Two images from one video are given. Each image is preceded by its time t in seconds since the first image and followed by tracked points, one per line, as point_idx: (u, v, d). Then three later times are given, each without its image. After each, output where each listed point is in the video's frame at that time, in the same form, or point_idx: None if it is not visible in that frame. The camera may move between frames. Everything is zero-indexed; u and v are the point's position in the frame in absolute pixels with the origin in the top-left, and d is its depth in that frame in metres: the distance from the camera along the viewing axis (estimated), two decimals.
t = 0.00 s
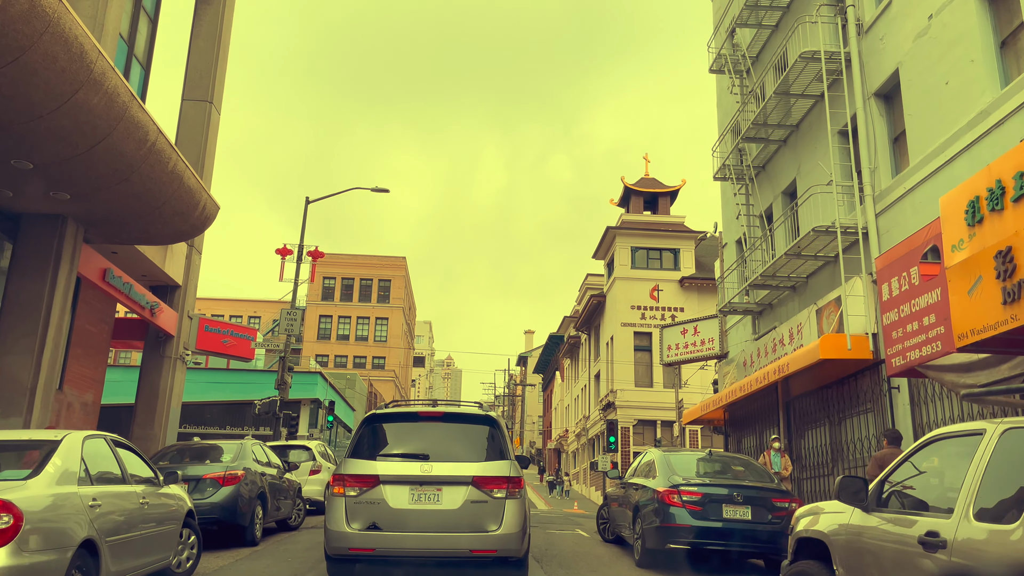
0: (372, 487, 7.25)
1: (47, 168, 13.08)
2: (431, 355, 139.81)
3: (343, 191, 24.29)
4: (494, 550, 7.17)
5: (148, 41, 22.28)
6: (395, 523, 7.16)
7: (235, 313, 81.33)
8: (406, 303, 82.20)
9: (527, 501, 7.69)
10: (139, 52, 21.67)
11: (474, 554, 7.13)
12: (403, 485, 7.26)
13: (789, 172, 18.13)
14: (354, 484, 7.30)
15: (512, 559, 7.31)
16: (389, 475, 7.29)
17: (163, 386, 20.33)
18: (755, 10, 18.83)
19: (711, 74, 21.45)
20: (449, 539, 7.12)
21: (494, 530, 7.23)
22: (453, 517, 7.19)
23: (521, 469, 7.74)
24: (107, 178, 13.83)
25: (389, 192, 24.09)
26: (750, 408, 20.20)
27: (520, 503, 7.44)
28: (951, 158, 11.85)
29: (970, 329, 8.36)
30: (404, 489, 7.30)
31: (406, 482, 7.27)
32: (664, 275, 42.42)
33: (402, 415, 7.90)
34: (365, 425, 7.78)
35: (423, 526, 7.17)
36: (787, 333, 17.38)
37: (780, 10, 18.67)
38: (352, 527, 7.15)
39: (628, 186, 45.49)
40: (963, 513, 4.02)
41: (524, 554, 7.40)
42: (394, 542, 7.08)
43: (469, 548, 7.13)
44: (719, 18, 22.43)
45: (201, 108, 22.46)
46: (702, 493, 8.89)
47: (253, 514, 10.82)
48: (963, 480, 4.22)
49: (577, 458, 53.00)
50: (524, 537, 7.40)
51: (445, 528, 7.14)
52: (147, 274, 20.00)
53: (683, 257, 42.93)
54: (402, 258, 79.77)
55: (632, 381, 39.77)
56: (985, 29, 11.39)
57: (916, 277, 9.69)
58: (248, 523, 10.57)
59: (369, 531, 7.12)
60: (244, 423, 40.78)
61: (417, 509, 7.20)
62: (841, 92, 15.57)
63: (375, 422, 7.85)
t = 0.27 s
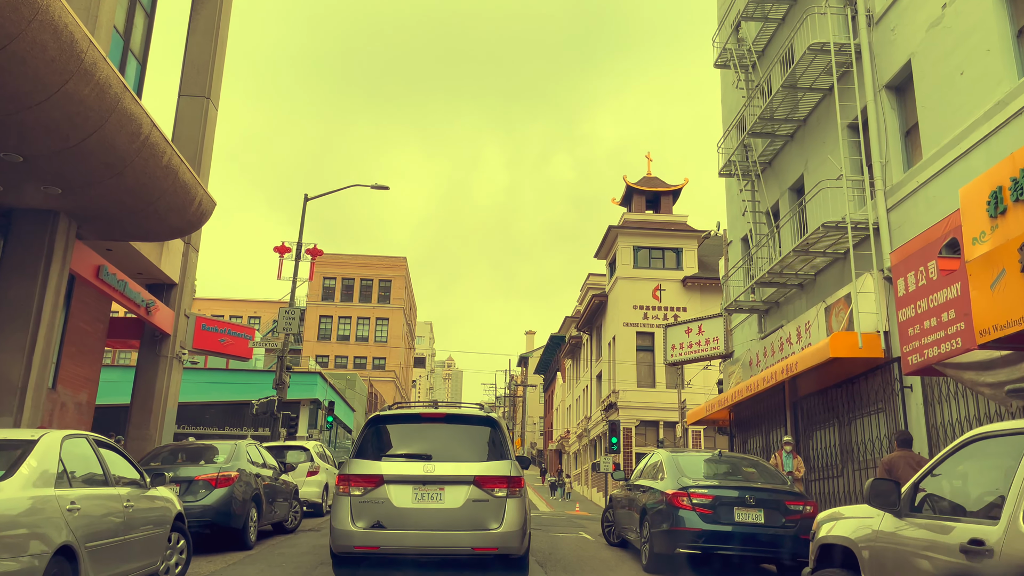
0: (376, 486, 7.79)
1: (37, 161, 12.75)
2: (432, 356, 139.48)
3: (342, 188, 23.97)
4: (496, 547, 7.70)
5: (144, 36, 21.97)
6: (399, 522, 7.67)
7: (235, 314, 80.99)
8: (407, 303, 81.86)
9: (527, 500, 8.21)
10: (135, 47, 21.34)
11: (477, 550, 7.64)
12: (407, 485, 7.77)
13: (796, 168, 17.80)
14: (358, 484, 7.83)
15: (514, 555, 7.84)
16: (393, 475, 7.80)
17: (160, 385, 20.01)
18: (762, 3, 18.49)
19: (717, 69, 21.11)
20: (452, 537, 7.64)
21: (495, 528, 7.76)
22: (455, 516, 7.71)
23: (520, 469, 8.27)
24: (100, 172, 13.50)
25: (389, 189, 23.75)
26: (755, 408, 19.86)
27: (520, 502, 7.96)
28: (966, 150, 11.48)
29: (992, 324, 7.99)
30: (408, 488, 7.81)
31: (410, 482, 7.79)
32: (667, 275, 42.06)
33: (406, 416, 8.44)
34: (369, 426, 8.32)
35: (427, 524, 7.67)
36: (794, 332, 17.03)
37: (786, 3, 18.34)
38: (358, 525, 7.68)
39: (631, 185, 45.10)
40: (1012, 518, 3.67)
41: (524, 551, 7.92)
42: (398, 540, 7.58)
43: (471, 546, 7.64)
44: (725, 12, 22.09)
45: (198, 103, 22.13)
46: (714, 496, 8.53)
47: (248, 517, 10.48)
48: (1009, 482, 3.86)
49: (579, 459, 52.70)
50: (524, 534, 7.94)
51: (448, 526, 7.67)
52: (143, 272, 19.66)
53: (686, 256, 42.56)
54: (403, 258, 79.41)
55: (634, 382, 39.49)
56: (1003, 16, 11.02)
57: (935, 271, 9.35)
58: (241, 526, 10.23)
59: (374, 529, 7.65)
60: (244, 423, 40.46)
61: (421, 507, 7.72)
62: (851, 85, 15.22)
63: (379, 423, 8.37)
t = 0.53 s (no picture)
0: (380, 486, 8.37)
1: (23, 151, 12.35)
2: (432, 356, 139.13)
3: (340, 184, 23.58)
4: (496, 545, 8.30)
5: (138, 29, 21.55)
6: (403, 519, 8.25)
7: (234, 313, 80.54)
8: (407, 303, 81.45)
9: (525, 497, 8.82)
10: (129, 39, 20.92)
11: (478, 548, 8.21)
12: (410, 484, 8.36)
13: (804, 161, 17.40)
14: (363, 483, 8.42)
15: (513, 553, 8.44)
16: (396, 475, 8.39)
17: (154, 384, 19.61)
18: None
19: (722, 61, 20.71)
20: (454, 535, 8.22)
21: (496, 527, 8.35)
22: (457, 514, 8.29)
23: (519, 469, 8.88)
24: (89, 164, 13.10)
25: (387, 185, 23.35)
26: (762, 407, 19.45)
27: (520, 501, 8.56)
28: (985, 139, 11.07)
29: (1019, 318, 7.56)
30: (411, 488, 8.40)
31: (412, 482, 8.38)
32: (669, 273, 41.64)
33: (408, 418, 9.04)
34: (372, 428, 8.92)
35: (429, 522, 8.25)
36: (802, 329, 16.63)
37: None
38: (362, 523, 8.27)
39: (632, 183, 44.64)
40: None
41: (522, 549, 8.52)
42: (401, 538, 8.15)
43: (471, 544, 8.21)
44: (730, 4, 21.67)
45: (193, 97, 21.72)
46: (729, 497, 8.10)
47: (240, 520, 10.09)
48: None
49: (580, 459, 52.33)
50: (522, 533, 8.53)
51: (450, 524, 8.24)
52: (137, 268, 19.25)
53: (688, 255, 42.13)
54: (403, 258, 78.99)
55: (636, 382, 39.13)
56: None
57: (957, 263, 8.94)
58: (233, 529, 9.83)
59: (378, 527, 8.24)
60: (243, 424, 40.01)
61: (424, 506, 8.30)
62: (862, 75, 14.82)
63: (383, 425, 8.96)
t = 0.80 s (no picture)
0: (384, 485, 8.65)
1: (6, 140, 11.88)
2: (432, 356, 138.61)
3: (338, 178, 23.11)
4: (496, 543, 8.61)
5: (130, 20, 21.07)
6: (405, 518, 8.53)
7: (234, 314, 80.04)
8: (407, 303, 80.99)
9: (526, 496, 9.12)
10: (121, 30, 20.44)
11: (479, 545, 8.52)
12: (413, 483, 8.65)
13: (814, 153, 16.92)
14: (368, 483, 8.69)
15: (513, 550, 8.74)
16: (399, 474, 8.67)
17: (147, 383, 19.14)
18: None
19: (728, 52, 20.23)
20: (457, 533, 8.52)
21: (496, 525, 8.65)
22: (459, 512, 8.58)
23: (519, 468, 9.17)
24: (75, 153, 12.64)
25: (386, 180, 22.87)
26: (770, 406, 18.96)
27: (520, 499, 8.85)
28: (1007, 124, 10.58)
29: None
30: (414, 487, 8.68)
31: (415, 481, 8.67)
32: (672, 271, 41.16)
33: (411, 419, 9.33)
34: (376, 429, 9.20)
35: (432, 521, 8.53)
36: (813, 325, 16.14)
37: None
38: (366, 522, 8.55)
39: (635, 180, 44.13)
40: None
41: (522, 547, 8.82)
42: (405, 536, 8.44)
43: (473, 542, 8.51)
44: None
45: (187, 90, 21.26)
46: (746, 500, 7.62)
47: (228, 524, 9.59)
48: None
49: (582, 460, 51.87)
50: (522, 531, 8.83)
51: (452, 522, 8.53)
52: (128, 264, 18.77)
53: (691, 253, 41.66)
54: (403, 257, 78.51)
55: (639, 381, 38.70)
56: None
57: (985, 253, 8.46)
58: (221, 534, 9.35)
59: (382, 525, 8.53)
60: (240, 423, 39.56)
61: (426, 505, 8.58)
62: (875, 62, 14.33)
63: (386, 426, 9.25)
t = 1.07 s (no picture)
0: (387, 486, 8.87)
1: None
2: (432, 356, 137.96)
3: (334, 172, 22.52)
4: (498, 542, 8.83)
5: (121, 9, 20.49)
6: (408, 518, 8.76)
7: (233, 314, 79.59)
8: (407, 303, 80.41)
9: (526, 496, 9.36)
10: (111, 19, 19.86)
11: (480, 545, 8.75)
12: (415, 484, 8.88)
13: (827, 142, 16.33)
14: (371, 484, 8.90)
15: (514, 550, 8.96)
16: (402, 475, 8.88)
17: (137, 382, 18.57)
18: None
19: (736, 40, 19.65)
20: (459, 533, 8.74)
21: (497, 525, 8.88)
22: (461, 512, 8.80)
23: (520, 469, 9.38)
24: (56, 141, 12.07)
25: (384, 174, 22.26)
26: (780, 405, 18.33)
27: (521, 500, 9.06)
28: None
29: None
30: (416, 488, 8.90)
31: (418, 482, 8.89)
32: (675, 269, 40.56)
33: (413, 421, 9.52)
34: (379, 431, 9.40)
35: (434, 521, 8.75)
36: (826, 320, 15.55)
37: None
38: (369, 522, 8.77)
39: (637, 177, 43.48)
40: None
41: (523, 547, 9.03)
42: (409, 536, 8.67)
43: (474, 542, 8.73)
44: None
45: (179, 81, 20.68)
46: (770, 506, 7.01)
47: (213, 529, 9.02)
48: None
49: (584, 460, 51.31)
50: (522, 532, 9.05)
51: (455, 523, 8.76)
52: (118, 259, 18.20)
53: (695, 250, 41.07)
54: (404, 257, 77.94)
55: (642, 381, 38.16)
56: None
57: None
58: (204, 542, 8.77)
59: (385, 526, 8.75)
60: (238, 424, 38.99)
61: (428, 505, 8.81)
62: (893, 46, 13.74)
63: (388, 428, 9.44)
